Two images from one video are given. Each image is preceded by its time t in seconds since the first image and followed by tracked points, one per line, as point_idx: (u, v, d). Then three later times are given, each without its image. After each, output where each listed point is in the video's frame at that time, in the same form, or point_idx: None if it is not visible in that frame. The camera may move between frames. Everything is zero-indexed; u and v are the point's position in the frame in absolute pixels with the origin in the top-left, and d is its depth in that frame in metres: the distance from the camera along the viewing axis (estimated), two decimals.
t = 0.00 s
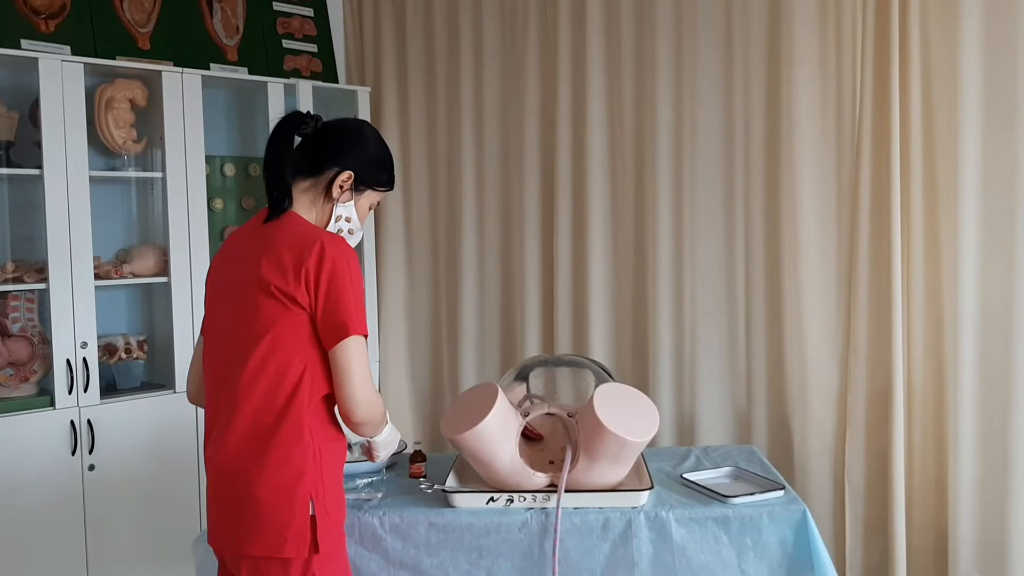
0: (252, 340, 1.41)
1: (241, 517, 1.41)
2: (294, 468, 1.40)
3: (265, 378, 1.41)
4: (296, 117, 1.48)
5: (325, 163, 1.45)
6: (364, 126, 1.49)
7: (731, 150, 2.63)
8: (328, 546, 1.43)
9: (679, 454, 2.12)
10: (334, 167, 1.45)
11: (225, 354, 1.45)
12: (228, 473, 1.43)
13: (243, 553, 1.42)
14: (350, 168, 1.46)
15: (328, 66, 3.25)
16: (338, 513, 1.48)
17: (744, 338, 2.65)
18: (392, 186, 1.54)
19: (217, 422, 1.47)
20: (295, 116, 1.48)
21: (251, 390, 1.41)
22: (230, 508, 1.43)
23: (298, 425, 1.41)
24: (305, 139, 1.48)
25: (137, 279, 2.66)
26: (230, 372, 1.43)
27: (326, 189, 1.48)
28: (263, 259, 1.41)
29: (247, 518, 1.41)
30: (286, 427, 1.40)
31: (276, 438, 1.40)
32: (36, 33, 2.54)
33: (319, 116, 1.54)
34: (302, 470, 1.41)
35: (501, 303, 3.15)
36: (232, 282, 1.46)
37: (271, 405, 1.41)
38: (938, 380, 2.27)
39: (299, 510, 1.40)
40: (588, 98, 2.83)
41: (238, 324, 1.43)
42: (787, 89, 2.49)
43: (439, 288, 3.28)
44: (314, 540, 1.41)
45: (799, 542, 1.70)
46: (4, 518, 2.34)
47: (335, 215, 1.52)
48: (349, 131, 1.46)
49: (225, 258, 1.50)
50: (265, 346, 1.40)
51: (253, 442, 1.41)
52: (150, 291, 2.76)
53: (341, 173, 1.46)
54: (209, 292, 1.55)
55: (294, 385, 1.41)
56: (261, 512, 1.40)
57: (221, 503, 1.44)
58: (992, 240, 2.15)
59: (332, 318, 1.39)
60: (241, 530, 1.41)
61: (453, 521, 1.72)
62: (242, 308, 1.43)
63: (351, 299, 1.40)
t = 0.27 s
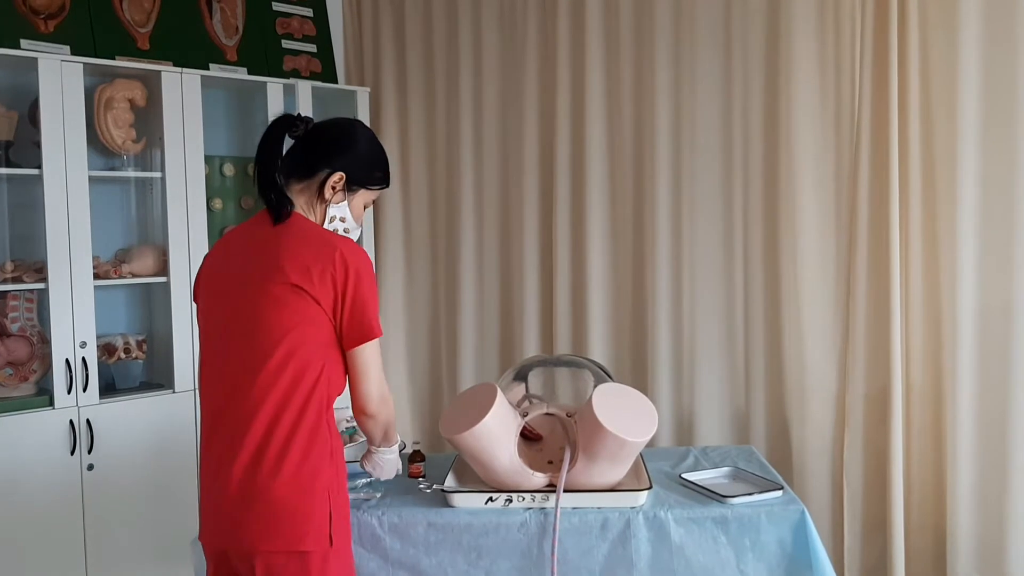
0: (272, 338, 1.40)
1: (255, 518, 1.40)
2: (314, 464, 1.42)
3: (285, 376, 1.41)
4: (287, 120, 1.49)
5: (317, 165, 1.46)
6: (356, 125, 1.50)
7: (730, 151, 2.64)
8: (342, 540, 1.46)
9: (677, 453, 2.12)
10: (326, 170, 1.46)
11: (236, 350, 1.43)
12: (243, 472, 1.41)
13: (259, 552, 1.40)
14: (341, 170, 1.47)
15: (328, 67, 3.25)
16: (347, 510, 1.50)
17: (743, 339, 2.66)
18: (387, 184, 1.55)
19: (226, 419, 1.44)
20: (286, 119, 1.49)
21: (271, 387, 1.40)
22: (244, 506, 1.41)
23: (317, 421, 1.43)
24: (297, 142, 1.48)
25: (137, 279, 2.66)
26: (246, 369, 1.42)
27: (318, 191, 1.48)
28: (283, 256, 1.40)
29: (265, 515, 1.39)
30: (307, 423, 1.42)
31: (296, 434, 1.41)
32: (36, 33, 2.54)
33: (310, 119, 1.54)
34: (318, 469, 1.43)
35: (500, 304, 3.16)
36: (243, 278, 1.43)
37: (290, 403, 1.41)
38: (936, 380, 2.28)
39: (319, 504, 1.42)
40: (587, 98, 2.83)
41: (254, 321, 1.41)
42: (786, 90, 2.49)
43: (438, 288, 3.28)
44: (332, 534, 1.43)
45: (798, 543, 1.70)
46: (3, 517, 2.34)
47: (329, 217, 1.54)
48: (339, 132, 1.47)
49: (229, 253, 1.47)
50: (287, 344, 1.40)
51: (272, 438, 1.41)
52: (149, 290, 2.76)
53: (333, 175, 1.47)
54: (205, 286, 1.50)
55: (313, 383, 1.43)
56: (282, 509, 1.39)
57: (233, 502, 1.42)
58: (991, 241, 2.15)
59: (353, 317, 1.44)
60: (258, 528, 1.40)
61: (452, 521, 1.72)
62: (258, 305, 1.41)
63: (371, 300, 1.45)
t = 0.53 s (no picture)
0: (288, 334, 1.40)
1: (268, 518, 1.39)
2: (327, 460, 1.43)
3: (300, 373, 1.41)
4: (292, 121, 1.49)
5: (321, 167, 1.46)
6: (358, 126, 1.50)
7: (729, 149, 2.64)
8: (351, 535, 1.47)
9: (677, 451, 2.12)
10: (329, 172, 1.47)
11: (249, 346, 1.41)
12: (256, 468, 1.40)
13: (272, 549, 1.39)
14: (345, 172, 1.47)
15: (328, 65, 3.25)
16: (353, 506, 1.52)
17: (743, 337, 2.66)
18: (390, 186, 1.55)
19: (236, 416, 1.42)
20: (292, 120, 1.48)
21: (286, 384, 1.40)
22: (256, 503, 1.40)
23: (330, 418, 1.44)
24: (301, 143, 1.48)
25: (136, 276, 2.66)
26: (260, 365, 1.41)
27: (323, 192, 1.49)
28: (301, 253, 1.40)
29: (279, 511, 1.39)
30: (321, 420, 1.43)
31: (310, 431, 1.41)
32: (35, 30, 2.54)
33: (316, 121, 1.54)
34: (331, 466, 1.44)
35: (500, 303, 3.15)
36: (257, 274, 1.42)
37: (305, 399, 1.41)
38: (936, 379, 2.28)
39: (332, 500, 1.43)
40: (587, 97, 2.83)
41: (269, 317, 1.40)
42: (786, 89, 2.49)
43: (438, 286, 3.28)
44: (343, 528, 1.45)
45: (798, 541, 1.70)
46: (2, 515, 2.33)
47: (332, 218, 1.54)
48: (343, 134, 1.47)
49: (239, 248, 1.45)
50: (304, 341, 1.40)
51: (286, 437, 1.40)
52: (148, 288, 2.76)
53: (336, 177, 1.47)
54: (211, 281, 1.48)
55: (326, 380, 1.44)
56: (296, 505, 1.39)
57: (245, 499, 1.40)
58: (991, 240, 2.15)
59: (364, 316, 1.47)
60: (272, 525, 1.39)
61: (451, 519, 1.72)
62: (273, 300, 1.40)
63: (382, 299, 1.48)
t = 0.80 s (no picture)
0: (287, 334, 1.40)
1: (271, 518, 1.39)
2: (329, 458, 1.43)
3: (300, 371, 1.41)
4: (292, 119, 1.46)
5: (322, 165, 1.46)
6: (357, 123, 1.50)
7: (730, 149, 2.64)
8: (354, 533, 1.47)
9: (677, 451, 2.12)
10: (331, 169, 1.47)
11: (249, 347, 1.42)
12: (257, 468, 1.40)
13: (275, 549, 1.39)
14: (345, 170, 1.47)
15: (328, 64, 3.25)
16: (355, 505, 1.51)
17: (743, 337, 2.66)
18: (389, 182, 1.55)
19: (238, 416, 1.42)
20: (291, 117, 1.47)
21: (286, 383, 1.40)
22: (258, 503, 1.40)
23: (331, 416, 1.44)
24: (301, 140, 1.47)
25: (137, 275, 2.66)
26: (260, 365, 1.41)
27: (324, 190, 1.48)
28: (298, 252, 1.40)
29: (282, 511, 1.39)
30: (322, 418, 1.43)
31: (311, 430, 1.41)
32: (36, 28, 2.54)
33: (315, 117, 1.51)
34: (332, 465, 1.43)
35: (500, 302, 3.16)
36: (256, 274, 1.42)
37: (306, 398, 1.41)
38: (936, 379, 2.28)
39: (335, 498, 1.43)
40: (588, 96, 2.83)
41: (268, 316, 1.40)
42: (787, 88, 2.49)
43: (438, 286, 3.28)
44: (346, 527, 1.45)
45: (798, 541, 1.70)
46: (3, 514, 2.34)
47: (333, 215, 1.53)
48: (342, 132, 1.47)
49: (237, 248, 1.45)
50: (303, 339, 1.40)
51: (286, 436, 1.40)
52: (149, 286, 2.76)
53: (338, 174, 1.47)
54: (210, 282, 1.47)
55: (327, 378, 1.43)
56: (298, 505, 1.40)
57: (247, 500, 1.40)
58: (991, 240, 2.15)
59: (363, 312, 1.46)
60: (275, 524, 1.39)
61: (452, 518, 1.72)
62: (272, 300, 1.40)
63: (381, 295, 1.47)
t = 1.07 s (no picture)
0: (277, 335, 1.40)
1: (269, 519, 1.40)
2: (324, 458, 1.43)
3: (291, 372, 1.40)
4: (272, 113, 1.48)
5: (307, 158, 1.45)
6: (342, 113, 1.48)
7: (730, 150, 2.64)
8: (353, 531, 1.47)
9: (676, 451, 2.12)
10: (316, 161, 1.46)
11: (243, 349, 1.42)
12: (254, 470, 1.41)
13: (274, 549, 1.40)
14: (332, 161, 1.46)
15: (328, 64, 3.25)
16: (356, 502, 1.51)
17: (742, 338, 2.66)
18: (376, 170, 1.54)
19: (235, 419, 1.44)
20: (271, 113, 1.48)
21: (279, 384, 1.40)
22: (255, 505, 1.41)
23: (325, 415, 1.43)
24: (285, 136, 1.47)
25: (136, 276, 2.66)
26: (252, 366, 1.41)
27: (310, 183, 1.48)
28: (284, 251, 1.39)
29: (279, 512, 1.40)
30: (316, 418, 1.42)
31: (305, 430, 1.41)
32: (36, 29, 2.54)
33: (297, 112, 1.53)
34: (327, 463, 1.43)
35: (499, 302, 3.16)
36: (246, 276, 1.41)
37: (298, 398, 1.41)
38: (935, 380, 2.28)
39: (331, 498, 1.43)
40: (588, 97, 2.83)
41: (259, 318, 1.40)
42: (787, 89, 2.49)
43: (438, 286, 3.28)
44: (344, 526, 1.45)
45: (796, 541, 1.70)
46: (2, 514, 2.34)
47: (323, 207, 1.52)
48: (326, 122, 1.45)
49: (230, 250, 1.45)
50: (293, 340, 1.40)
51: (280, 437, 1.41)
52: (148, 286, 2.76)
53: (324, 166, 1.46)
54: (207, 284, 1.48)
55: (319, 377, 1.43)
56: (294, 505, 1.40)
57: (246, 501, 1.42)
58: (990, 240, 2.15)
59: (354, 307, 1.44)
60: (273, 525, 1.40)
61: (451, 518, 1.72)
62: (262, 302, 1.40)
63: (372, 290, 1.45)
